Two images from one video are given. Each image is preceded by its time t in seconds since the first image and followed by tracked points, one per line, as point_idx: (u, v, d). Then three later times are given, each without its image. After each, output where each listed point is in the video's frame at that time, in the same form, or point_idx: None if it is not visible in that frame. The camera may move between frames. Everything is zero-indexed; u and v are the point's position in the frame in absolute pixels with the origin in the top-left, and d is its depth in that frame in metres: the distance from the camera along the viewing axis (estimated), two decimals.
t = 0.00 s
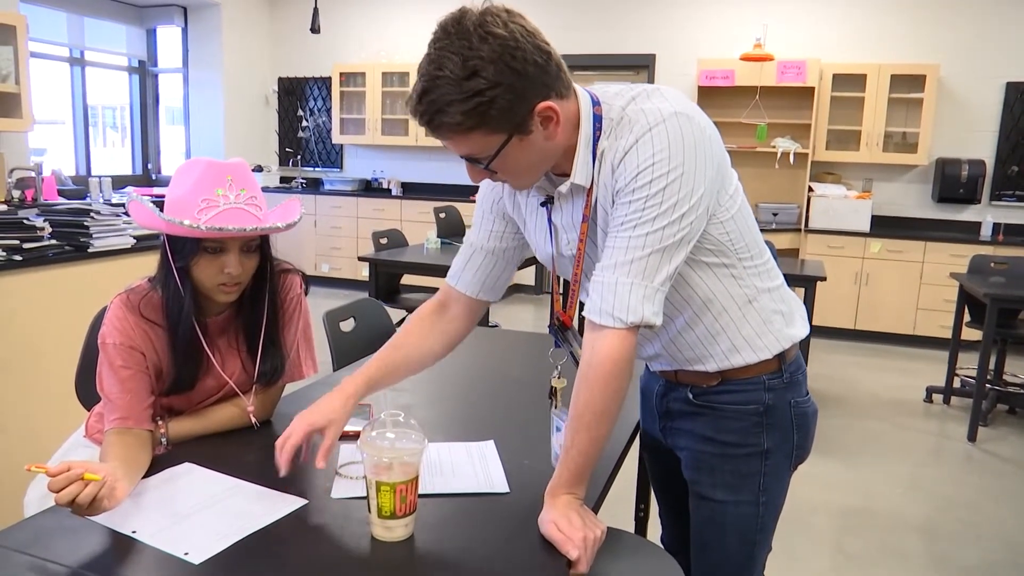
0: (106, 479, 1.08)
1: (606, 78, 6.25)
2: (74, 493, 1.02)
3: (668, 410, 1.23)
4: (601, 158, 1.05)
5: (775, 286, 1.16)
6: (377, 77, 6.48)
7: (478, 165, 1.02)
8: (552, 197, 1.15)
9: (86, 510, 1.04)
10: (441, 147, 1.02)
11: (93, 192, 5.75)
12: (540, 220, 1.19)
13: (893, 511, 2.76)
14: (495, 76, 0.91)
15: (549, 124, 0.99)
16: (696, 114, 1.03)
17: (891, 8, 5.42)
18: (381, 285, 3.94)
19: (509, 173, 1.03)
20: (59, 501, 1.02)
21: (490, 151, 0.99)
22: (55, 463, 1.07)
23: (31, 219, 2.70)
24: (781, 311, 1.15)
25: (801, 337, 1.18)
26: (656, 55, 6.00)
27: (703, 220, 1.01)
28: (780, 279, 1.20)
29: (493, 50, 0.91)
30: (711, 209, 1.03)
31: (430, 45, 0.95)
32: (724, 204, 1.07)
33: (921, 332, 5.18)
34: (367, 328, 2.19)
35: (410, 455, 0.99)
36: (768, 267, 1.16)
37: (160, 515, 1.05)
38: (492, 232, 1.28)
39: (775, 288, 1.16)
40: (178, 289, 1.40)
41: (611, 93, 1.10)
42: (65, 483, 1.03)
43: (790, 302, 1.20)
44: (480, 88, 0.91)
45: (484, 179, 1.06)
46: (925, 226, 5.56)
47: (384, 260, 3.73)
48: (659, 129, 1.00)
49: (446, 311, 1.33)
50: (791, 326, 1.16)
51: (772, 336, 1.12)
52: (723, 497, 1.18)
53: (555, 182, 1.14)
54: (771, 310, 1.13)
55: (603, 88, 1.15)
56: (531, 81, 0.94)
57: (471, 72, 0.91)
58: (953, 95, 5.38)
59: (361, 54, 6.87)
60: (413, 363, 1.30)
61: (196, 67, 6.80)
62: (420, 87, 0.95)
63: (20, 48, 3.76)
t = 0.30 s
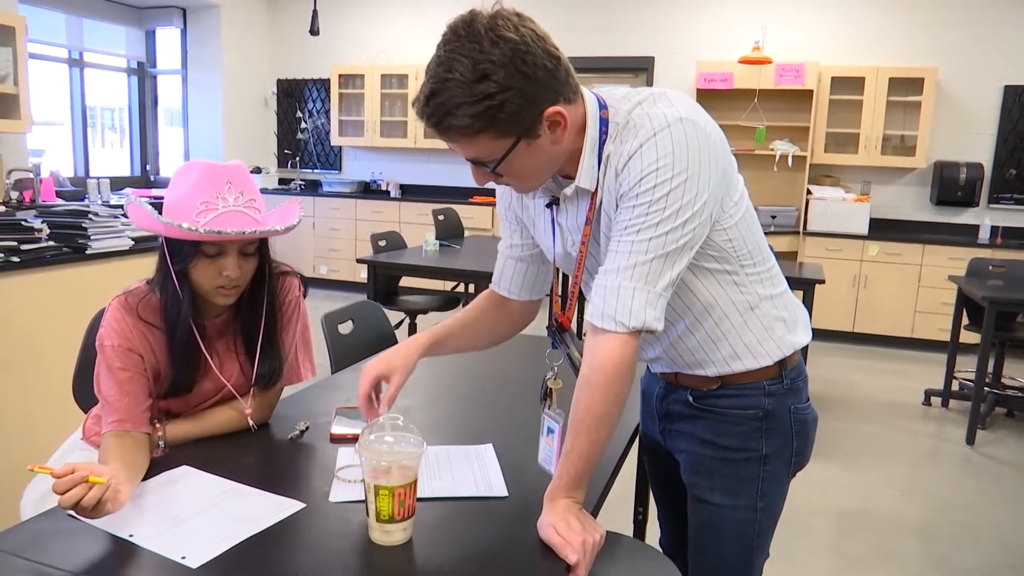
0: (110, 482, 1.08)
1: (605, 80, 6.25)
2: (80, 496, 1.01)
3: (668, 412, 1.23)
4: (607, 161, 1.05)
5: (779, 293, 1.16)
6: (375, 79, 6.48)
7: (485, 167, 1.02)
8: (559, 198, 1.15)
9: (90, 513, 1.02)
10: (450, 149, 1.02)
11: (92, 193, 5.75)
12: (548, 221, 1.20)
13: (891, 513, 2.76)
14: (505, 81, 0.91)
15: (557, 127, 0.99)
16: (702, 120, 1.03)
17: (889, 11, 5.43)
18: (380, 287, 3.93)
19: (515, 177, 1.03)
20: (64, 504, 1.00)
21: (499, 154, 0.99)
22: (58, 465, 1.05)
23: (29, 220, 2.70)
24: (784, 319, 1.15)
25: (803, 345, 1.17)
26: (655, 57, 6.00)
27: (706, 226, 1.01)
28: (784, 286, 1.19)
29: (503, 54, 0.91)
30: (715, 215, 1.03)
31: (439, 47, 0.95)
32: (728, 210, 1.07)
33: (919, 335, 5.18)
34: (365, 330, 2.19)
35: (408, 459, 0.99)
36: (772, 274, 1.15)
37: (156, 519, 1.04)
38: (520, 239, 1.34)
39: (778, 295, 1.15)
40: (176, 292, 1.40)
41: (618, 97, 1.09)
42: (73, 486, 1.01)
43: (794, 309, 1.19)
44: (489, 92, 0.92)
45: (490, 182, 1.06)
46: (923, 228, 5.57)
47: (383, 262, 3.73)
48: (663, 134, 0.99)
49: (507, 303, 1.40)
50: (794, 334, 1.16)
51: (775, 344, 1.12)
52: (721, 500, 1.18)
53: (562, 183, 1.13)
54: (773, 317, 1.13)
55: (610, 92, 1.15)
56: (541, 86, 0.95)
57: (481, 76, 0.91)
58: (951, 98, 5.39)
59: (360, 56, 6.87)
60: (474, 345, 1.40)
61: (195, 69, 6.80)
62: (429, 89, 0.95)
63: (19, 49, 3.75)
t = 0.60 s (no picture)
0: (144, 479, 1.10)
1: (603, 80, 6.25)
2: (114, 489, 1.04)
3: (671, 410, 1.23)
4: (608, 162, 1.05)
5: (783, 294, 1.15)
6: (373, 79, 6.47)
7: (490, 168, 1.02)
8: (562, 197, 1.15)
9: (114, 505, 1.05)
10: (455, 150, 1.02)
11: (89, 194, 5.74)
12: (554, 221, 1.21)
13: (890, 513, 2.76)
14: (512, 81, 0.91)
15: (563, 127, 0.99)
16: (704, 121, 1.03)
17: (887, 11, 5.43)
18: (379, 287, 3.93)
19: (520, 177, 1.03)
20: (98, 490, 1.04)
21: (504, 154, 0.98)
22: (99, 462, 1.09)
23: (27, 221, 2.69)
24: (788, 320, 1.14)
25: (808, 346, 1.16)
26: (653, 57, 6.00)
27: (707, 227, 1.01)
28: (789, 287, 1.19)
29: (510, 54, 0.91)
30: (716, 216, 1.03)
31: (446, 47, 0.95)
32: (731, 211, 1.07)
33: (918, 334, 5.18)
34: (363, 331, 2.18)
35: (407, 460, 0.99)
36: (776, 275, 1.15)
37: (154, 521, 1.04)
38: (525, 236, 1.35)
39: (783, 296, 1.14)
40: (175, 293, 1.40)
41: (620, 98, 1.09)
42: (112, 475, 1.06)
43: (798, 310, 1.19)
44: (496, 92, 0.91)
45: (495, 182, 1.05)
46: (921, 228, 5.57)
47: (382, 263, 3.72)
48: (663, 136, 0.99)
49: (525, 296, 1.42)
50: (798, 335, 1.15)
51: (778, 345, 1.11)
52: (721, 499, 1.17)
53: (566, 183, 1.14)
54: (776, 318, 1.12)
55: (615, 92, 1.14)
56: (547, 87, 0.94)
57: (488, 76, 0.91)
58: (949, 98, 5.39)
59: (358, 56, 6.87)
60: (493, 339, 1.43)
61: (192, 69, 6.79)
62: (436, 89, 0.95)
63: (16, 50, 3.74)
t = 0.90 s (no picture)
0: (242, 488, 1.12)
1: (603, 81, 6.25)
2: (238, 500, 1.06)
3: (677, 409, 1.23)
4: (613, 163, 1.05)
5: (789, 295, 1.14)
6: (373, 81, 6.47)
7: (498, 167, 1.02)
8: (569, 197, 1.15)
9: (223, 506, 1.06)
10: (463, 150, 1.03)
11: (89, 197, 5.74)
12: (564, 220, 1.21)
13: (891, 513, 2.76)
14: (521, 80, 0.92)
15: (571, 127, 0.99)
16: (708, 121, 1.02)
17: (887, 10, 5.43)
18: (379, 289, 3.92)
19: (527, 177, 1.03)
20: (225, 491, 1.05)
21: (513, 154, 0.99)
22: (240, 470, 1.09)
23: (28, 225, 2.69)
24: (794, 320, 1.14)
25: (814, 346, 1.16)
26: (652, 58, 6.00)
27: (710, 229, 1.00)
28: (795, 287, 1.18)
29: (519, 54, 0.92)
30: (719, 217, 1.02)
31: (456, 47, 0.96)
32: (735, 212, 1.06)
33: (918, 334, 5.18)
34: (364, 333, 2.17)
35: (408, 462, 0.98)
36: (782, 276, 1.14)
37: (155, 525, 1.04)
38: (535, 231, 1.35)
39: (788, 296, 1.14)
40: (178, 295, 1.39)
41: (626, 98, 1.09)
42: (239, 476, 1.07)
43: (805, 311, 1.18)
44: (505, 91, 0.92)
45: (502, 182, 1.06)
46: (921, 227, 5.56)
47: (382, 265, 3.71)
48: (666, 138, 0.99)
49: (542, 291, 1.43)
50: (804, 335, 1.15)
51: (783, 346, 1.11)
52: (724, 499, 1.17)
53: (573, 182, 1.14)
54: (782, 319, 1.12)
55: (621, 92, 1.14)
56: (555, 86, 0.95)
57: (497, 75, 0.92)
58: (949, 96, 5.39)
59: (357, 58, 6.87)
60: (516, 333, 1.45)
61: (191, 72, 6.80)
62: (445, 89, 0.96)
63: (17, 54, 3.75)
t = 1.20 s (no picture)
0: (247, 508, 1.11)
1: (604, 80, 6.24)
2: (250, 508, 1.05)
3: (684, 407, 1.23)
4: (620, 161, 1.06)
5: (798, 295, 1.14)
6: (374, 80, 6.47)
7: (512, 162, 1.02)
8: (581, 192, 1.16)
9: (232, 513, 1.05)
10: (476, 144, 1.02)
11: (91, 197, 5.75)
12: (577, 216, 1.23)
13: (893, 511, 2.75)
14: (537, 72, 0.92)
15: (585, 122, 1.00)
16: (718, 123, 1.02)
17: (889, 8, 5.42)
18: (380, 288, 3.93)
19: (540, 173, 1.03)
20: (242, 494, 1.05)
21: (526, 147, 0.99)
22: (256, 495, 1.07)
23: (30, 224, 2.69)
24: (803, 321, 1.13)
25: (822, 348, 1.15)
26: (654, 56, 6.00)
27: (717, 230, 1.00)
28: (806, 288, 1.18)
29: (536, 47, 0.93)
30: (728, 217, 1.02)
31: (471, 41, 0.96)
32: (744, 212, 1.06)
33: (920, 332, 5.17)
34: (365, 332, 2.17)
35: (409, 461, 0.99)
36: (792, 276, 1.14)
37: (157, 524, 1.04)
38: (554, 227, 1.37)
39: (797, 297, 1.13)
40: (181, 295, 1.39)
41: (637, 96, 1.09)
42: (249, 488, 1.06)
43: (814, 313, 1.17)
44: (521, 84, 0.92)
45: (515, 178, 1.06)
46: (923, 226, 5.56)
47: (383, 264, 3.71)
48: (674, 139, 0.98)
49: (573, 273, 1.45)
50: (813, 337, 1.14)
51: (790, 347, 1.11)
52: (726, 497, 1.17)
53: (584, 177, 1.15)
54: (791, 320, 1.11)
55: (633, 91, 1.14)
56: (570, 80, 0.95)
57: (513, 68, 0.92)
58: (952, 95, 5.38)
59: (358, 57, 6.87)
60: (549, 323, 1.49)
61: (193, 71, 6.80)
62: (460, 83, 0.95)
63: (18, 53, 3.75)
